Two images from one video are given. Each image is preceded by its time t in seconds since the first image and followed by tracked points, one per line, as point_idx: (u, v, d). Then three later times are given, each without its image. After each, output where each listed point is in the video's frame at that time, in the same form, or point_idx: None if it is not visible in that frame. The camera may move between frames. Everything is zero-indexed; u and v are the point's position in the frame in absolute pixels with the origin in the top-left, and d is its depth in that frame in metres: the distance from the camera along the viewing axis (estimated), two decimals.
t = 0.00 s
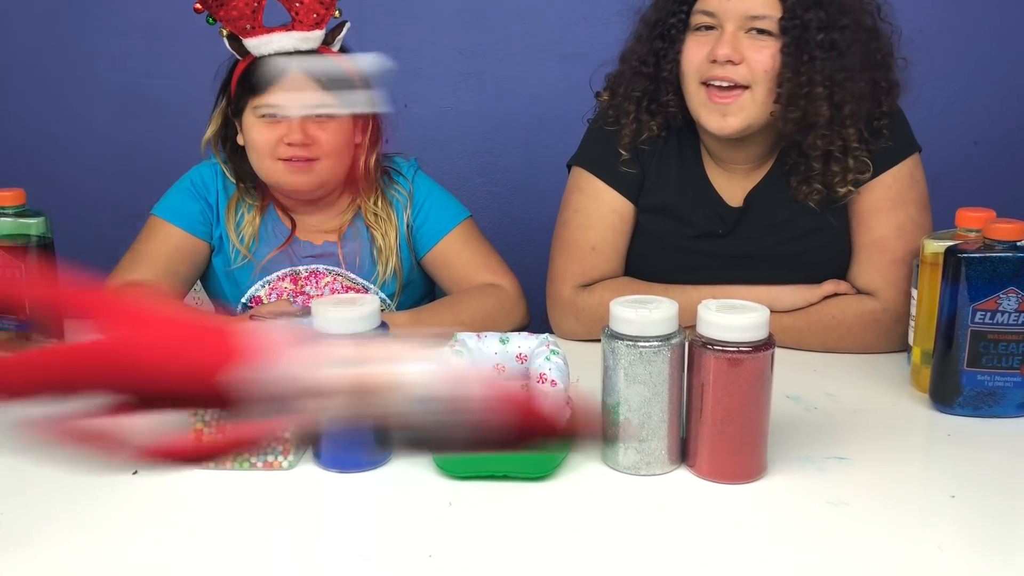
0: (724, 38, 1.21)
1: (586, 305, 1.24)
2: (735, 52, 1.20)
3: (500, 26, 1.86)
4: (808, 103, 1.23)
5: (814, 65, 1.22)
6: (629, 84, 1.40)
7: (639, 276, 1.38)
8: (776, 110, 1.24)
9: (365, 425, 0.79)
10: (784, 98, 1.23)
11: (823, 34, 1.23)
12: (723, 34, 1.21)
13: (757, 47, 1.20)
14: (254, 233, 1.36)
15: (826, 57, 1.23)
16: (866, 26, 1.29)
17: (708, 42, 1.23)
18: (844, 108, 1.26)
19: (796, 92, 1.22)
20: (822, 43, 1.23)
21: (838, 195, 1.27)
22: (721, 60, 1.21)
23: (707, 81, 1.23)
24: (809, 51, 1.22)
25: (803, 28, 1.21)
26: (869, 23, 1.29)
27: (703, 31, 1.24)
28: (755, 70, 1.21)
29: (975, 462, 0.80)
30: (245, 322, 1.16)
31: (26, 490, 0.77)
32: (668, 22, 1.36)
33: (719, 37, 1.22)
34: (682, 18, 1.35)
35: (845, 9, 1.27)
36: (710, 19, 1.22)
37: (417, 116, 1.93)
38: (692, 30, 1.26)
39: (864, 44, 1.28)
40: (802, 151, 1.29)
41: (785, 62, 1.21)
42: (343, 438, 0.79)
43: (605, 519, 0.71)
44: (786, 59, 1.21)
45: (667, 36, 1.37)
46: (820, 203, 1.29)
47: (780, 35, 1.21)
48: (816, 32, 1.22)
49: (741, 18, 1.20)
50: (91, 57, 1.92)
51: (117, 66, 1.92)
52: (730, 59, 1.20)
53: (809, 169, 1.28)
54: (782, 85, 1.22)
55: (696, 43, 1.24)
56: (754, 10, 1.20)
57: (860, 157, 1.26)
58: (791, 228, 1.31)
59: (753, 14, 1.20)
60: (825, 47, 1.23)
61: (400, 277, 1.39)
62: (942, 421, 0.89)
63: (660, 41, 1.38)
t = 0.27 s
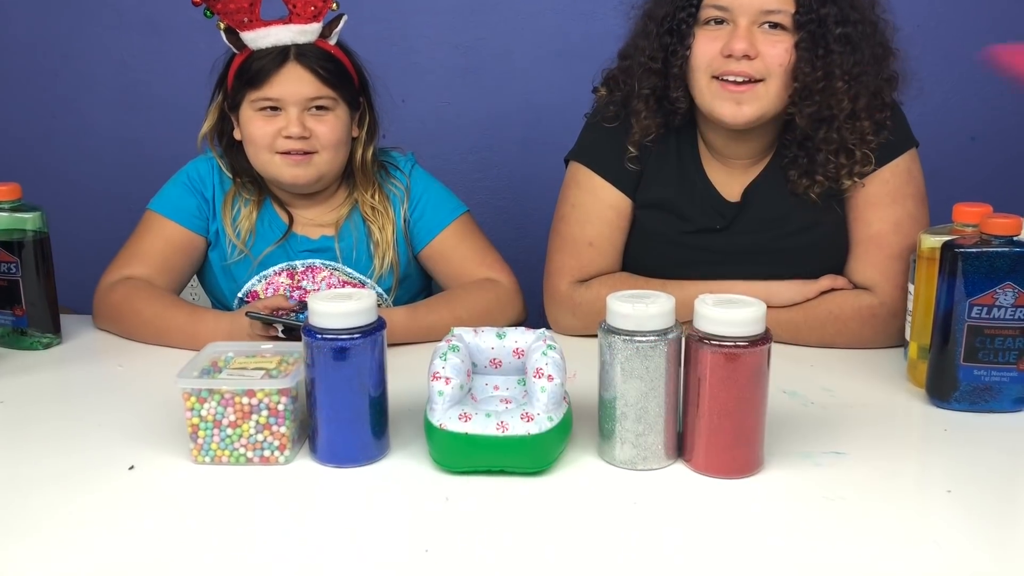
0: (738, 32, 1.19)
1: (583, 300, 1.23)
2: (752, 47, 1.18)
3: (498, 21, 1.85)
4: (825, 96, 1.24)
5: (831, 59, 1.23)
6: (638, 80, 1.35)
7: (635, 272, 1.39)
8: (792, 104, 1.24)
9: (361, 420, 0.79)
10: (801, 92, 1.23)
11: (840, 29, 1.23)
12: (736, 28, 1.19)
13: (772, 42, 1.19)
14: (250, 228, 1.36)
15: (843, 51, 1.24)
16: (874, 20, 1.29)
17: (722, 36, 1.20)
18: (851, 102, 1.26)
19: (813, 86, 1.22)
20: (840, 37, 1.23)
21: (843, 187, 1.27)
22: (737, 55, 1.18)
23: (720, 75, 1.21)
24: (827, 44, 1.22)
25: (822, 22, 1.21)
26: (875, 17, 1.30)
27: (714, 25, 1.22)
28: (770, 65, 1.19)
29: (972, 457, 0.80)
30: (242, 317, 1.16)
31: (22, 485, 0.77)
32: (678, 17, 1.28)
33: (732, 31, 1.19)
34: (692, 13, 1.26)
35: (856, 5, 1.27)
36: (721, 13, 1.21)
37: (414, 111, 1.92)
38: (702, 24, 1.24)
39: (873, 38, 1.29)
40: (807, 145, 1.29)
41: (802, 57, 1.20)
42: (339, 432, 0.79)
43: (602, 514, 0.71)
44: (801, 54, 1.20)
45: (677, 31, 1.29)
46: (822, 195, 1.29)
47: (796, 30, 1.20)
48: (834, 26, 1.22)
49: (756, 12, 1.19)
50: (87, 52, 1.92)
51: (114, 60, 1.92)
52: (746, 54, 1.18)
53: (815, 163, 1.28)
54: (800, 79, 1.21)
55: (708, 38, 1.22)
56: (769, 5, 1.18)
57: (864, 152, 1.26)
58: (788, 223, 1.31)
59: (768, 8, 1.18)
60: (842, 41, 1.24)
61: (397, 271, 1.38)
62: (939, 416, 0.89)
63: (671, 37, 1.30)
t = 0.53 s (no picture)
0: (738, 27, 1.19)
1: (579, 296, 1.23)
2: (753, 41, 1.18)
3: (494, 17, 1.85)
4: (826, 90, 1.24)
5: (832, 53, 1.23)
6: (638, 76, 1.34)
7: (632, 268, 1.39)
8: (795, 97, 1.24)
9: (358, 416, 0.79)
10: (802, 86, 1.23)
11: (840, 23, 1.23)
12: (736, 23, 1.19)
13: (772, 36, 1.19)
14: (246, 224, 1.35)
15: (843, 45, 1.24)
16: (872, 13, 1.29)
17: (722, 31, 1.20)
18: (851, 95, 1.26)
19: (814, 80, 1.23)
20: (840, 31, 1.23)
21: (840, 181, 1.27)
22: (739, 49, 1.18)
23: (721, 70, 1.21)
24: (827, 37, 1.22)
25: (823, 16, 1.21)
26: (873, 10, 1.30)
27: (714, 21, 1.22)
28: (770, 59, 1.19)
29: (967, 452, 0.80)
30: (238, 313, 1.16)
31: (17, 481, 0.77)
32: (677, 13, 1.27)
33: (733, 26, 1.19)
34: (691, 9, 1.25)
35: None
36: (721, 7, 1.20)
37: (411, 107, 1.92)
38: (701, 19, 1.23)
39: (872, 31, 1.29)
40: (803, 140, 1.29)
41: (802, 51, 1.20)
42: (335, 428, 0.79)
43: (597, 509, 0.71)
44: (801, 49, 1.20)
45: (676, 27, 1.28)
46: (819, 189, 1.29)
47: (796, 24, 1.20)
48: (835, 20, 1.22)
49: (755, 7, 1.18)
50: (83, 48, 1.91)
51: (109, 57, 1.91)
52: (748, 48, 1.18)
53: (812, 157, 1.28)
54: (801, 73, 1.21)
55: (707, 33, 1.21)
56: None
57: (861, 146, 1.26)
58: (784, 218, 1.31)
59: (767, 2, 1.18)
60: (843, 35, 1.24)
61: (393, 267, 1.38)
62: (934, 411, 0.89)
63: (670, 32, 1.29)
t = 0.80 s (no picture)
0: (733, 25, 1.19)
1: (576, 292, 1.23)
2: (748, 39, 1.18)
3: (491, 14, 1.85)
4: (821, 87, 1.25)
5: (827, 50, 1.23)
6: (632, 75, 1.33)
7: (628, 264, 1.39)
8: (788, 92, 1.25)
9: (354, 412, 0.79)
10: (797, 83, 1.24)
11: (835, 20, 1.23)
12: (731, 21, 1.19)
13: (767, 34, 1.19)
14: (242, 221, 1.35)
15: (838, 42, 1.24)
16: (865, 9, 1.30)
17: (717, 29, 1.20)
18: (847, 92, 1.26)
19: (809, 78, 1.23)
20: (835, 28, 1.23)
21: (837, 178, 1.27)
22: (734, 47, 1.18)
23: (716, 67, 1.20)
24: (822, 34, 1.23)
25: (818, 14, 1.21)
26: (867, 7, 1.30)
27: (708, 18, 1.22)
28: (766, 56, 1.19)
29: (963, 448, 0.80)
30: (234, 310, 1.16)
31: (12, 478, 0.77)
32: (672, 10, 1.27)
33: (728, 24, 1.19)
34: (685, 8, 1.25)
35: None
36: (716, 6, 1.20)
37: (408, 104, 1.92)
38: (696, 17, 1.23)
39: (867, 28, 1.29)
40: (799, 136, 1.29)
41: (796, 49, 1.21)
42: (332, 425, 0.79)
43: (593, 505, 0.72)
44: (796, 46, 1.21)
45: (671, 25, 1.28)
46: (816, 185, 1.29)
47: (791, 21, 1.21)
48: (830, 18, 1.22)
49: (750, 4, 1.18)
50: (79, 45, 1.91)
51: (105, 53, 1.91)
52: (742, 46, 1.18)
53: (808, 153, 1.28)
54: (796, 70, 1.22)
55: (702, 31, 1.21)
56: None
57: (857, 142, 1.26)
58: (780, 214, 1.31)
59: None
60: (838, 32, 1.24)
61: (389, 264, 1.38)
62: (930, 407, 0.89)
63: (665, 30, 1.29)
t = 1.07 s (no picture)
0: (728, 31, 1.18)
1: (573, 290, 1.23)
2: (742, 45, 1.17)
3: (489, 11, 1.84)
4: (814, 91, 1.24)
5: (818, 55, 1.23)
6: (628, 79, 1.33)
7: (625, 261, 1.39)
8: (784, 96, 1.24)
9: (352, 410, 0.79)
10: (790, 87, 1.23)
11: (827, 23, 1.22)
12: (725, 26, 1.18)
13: (761, 39, 1.18)
14: (240, 219, 1.35)
15: (830, 45, 1.24)
16: (857, 8, 1.29)
17: (711, 35, 1.19)
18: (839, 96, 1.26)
19: (802, 81, 1.23)
20: (827, 32, 1.23)
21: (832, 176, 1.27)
22: (728, 53, 1.18)
23: (711, 73, 1.20)
24: (813, 39, 1.22)
25: (809, 18, 1.21)
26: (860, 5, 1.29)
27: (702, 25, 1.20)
28: (759, 61, 1.19)
29: (961, 445, 0.80)
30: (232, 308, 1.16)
31: (9, 477, 0.77)
32: (664, 15, 1.26)
33: (721, 30, 1.18)
34: (679, 12, 1.24)
35: None
36: (710, 11, 1.19)
37: (406, 101, 1.92)
38: (689, 22, 1.22)
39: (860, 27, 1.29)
40: (796, 133, 1.29)
41: (789, 54, 1.20)
42: (329, 424, 0.79)
43: (591, 503, 0.72)
44: (789, 51, 1.20)
45: (665, 30, 1.27)
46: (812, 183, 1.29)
47: (784, 26, 1.20)
48: (822, 21, 1.22)
49: (744, 9, 1.17)
50: (76, 42, 1.90)
51: (102, 50, 1.90)
52: (737, 52, 1.17)
53: (805, 151, 1.28)
54: (789, 75, 1.21)
55: (695, 36, 1.20)
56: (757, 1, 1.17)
57: (852, 140, 1.26)
58: (778, 212, 1.31)
59: (755, 5, 1.17)
60: (829, 36, 1.24)
61: (387, 262, 1.38)
62: (928, 404, 0.89)
63: (660, 34, 1.28)
